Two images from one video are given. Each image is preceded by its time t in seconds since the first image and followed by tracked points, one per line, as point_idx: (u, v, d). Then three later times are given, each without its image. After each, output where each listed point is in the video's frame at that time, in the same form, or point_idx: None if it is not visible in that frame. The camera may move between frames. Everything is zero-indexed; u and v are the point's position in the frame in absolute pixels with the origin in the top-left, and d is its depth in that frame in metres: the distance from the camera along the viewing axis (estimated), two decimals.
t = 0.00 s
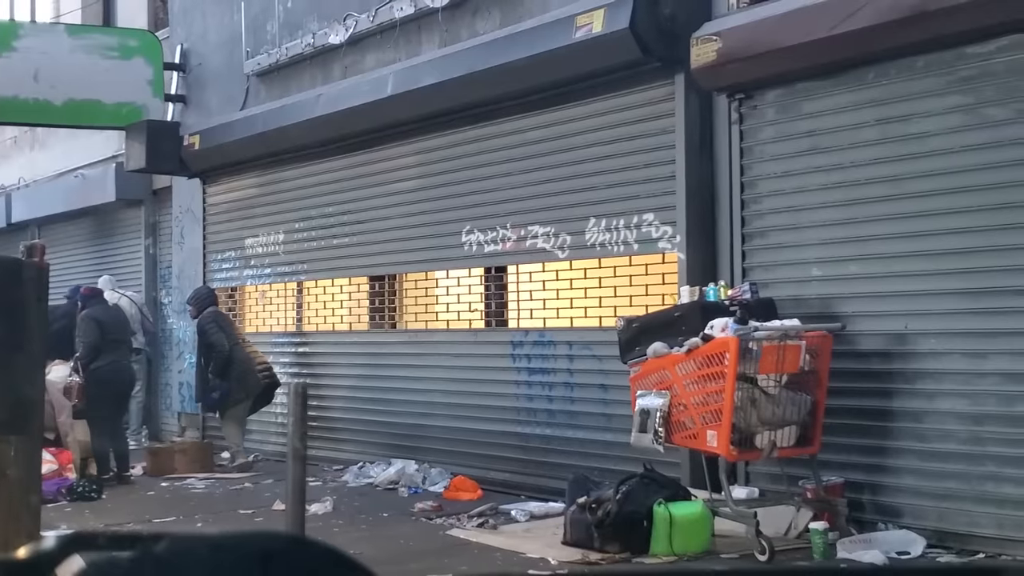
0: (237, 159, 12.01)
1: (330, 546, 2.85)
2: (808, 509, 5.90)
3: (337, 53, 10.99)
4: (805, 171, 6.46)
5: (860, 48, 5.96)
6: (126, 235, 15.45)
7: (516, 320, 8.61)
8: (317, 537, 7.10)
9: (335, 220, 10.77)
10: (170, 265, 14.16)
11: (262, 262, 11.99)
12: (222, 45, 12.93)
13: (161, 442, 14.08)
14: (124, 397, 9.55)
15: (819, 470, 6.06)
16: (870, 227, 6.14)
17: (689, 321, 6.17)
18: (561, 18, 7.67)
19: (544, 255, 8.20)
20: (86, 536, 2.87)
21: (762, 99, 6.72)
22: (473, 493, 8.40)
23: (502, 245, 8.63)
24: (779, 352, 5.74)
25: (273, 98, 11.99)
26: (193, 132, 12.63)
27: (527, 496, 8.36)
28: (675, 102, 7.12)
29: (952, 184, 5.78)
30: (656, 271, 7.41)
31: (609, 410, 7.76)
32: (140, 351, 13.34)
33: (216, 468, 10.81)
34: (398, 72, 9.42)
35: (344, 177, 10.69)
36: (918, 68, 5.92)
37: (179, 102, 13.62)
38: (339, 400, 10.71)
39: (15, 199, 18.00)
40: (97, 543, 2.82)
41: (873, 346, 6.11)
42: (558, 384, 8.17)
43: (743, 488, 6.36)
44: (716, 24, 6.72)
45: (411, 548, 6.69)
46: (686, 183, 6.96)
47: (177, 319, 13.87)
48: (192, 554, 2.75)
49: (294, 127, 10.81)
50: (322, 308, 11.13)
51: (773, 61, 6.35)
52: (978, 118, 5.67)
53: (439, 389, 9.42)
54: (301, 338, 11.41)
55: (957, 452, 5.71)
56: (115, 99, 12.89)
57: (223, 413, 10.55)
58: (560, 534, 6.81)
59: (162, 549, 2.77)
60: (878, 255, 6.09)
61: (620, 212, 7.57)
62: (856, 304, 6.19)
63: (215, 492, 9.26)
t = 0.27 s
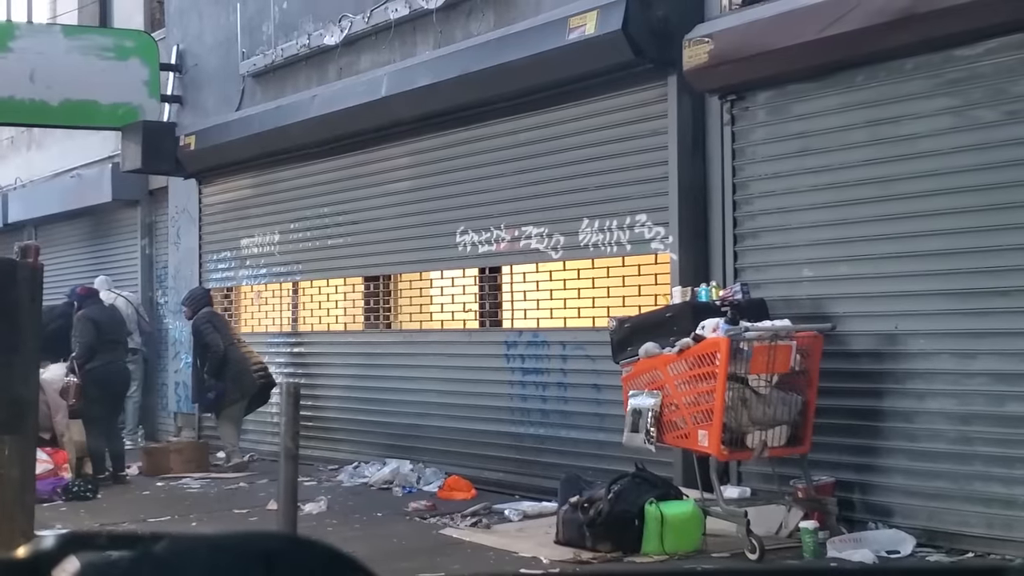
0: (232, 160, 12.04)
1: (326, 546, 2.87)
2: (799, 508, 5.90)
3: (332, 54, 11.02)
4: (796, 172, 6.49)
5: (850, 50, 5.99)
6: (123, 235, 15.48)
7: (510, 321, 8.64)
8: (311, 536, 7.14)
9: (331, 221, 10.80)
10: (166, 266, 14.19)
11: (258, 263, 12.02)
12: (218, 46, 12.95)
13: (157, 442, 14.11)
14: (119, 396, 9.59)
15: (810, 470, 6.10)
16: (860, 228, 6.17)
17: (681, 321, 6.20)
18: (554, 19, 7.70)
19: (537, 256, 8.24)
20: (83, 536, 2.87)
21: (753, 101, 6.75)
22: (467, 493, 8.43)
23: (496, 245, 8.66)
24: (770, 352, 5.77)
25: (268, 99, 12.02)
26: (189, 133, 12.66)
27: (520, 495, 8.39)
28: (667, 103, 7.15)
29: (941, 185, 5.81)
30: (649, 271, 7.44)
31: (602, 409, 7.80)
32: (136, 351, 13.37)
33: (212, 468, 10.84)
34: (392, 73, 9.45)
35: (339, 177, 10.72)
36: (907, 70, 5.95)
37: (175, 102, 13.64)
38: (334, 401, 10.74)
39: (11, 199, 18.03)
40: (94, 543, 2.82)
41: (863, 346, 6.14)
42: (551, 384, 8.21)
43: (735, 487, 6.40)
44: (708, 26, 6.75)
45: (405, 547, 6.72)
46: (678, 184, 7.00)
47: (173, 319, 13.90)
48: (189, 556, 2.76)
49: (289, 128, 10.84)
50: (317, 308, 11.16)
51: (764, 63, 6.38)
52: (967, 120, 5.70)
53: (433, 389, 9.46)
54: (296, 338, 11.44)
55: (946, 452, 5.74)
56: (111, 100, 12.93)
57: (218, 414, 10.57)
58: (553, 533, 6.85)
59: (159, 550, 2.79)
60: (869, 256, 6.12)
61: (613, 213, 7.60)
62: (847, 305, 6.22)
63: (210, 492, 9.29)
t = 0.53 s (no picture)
0: (229, 160, 12.05)
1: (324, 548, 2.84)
2: (793, 508, 5.93)
3: (328, 54, 11.04)
4: (791, 173, 6.51)
5: (845, 51, 6.01)
6: (120, 236, 15.49)
7: (506, 321, 8.66)
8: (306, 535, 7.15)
9: (328, 221, 10.82)
10: (164, 266, 14.20)
11: (254, 263, 12.04)
12: (215, 47, 12.97)
13: (153, 442, 14.12)
14: (116, 396, 9.60)
15: (804, 470, 6.12)
16: (854, 228, 6.19)
17: (676, 321, 6.21)
18: (550, 20, 7.72)
19: (533, 256, 8.26)
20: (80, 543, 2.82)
21: (748, 101, 6.77)
22: (463, 493, 8.44)
23: (492, 246, 8.67)
24: (764, 352, 5.80)
25: (265, 100, 12.04)
26: (186, 133, 12.67)
27: (516, 495, 8.41)
28: (663, 104, 7.16)
29: (935, 186, 5.83)
30: (644, 272, 7.46)
31: (597, 409, 7.82)
32: (134, 352, 13.39)
33: (208, 468, 10.85)
34: (389, 74, 9.47)
35: (335, 178, 10.74)
36: (902, 71, 5.97)
37: (172, 103, 13.66)
38: (331, 401, 10.75)
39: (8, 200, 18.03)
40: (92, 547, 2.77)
41: (857, 347, 6.16)
42: (547, 384, 8.22)
43: (729, 487, 6.41)
44: (703, 27, 6.77)
45: (401, 547, 6.74)
46: (673, 184, 7.02)
47: (170, 320, 13.91)
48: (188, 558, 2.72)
49: (286, 129, 10.86)
50: (314, 309, 11.17)
51: (759, 64, 6.40)
52: (961, 120, 5.72)
53: (429, 390, 9.48)
54: (293, 338, 11.46)
55: (940, 452, 5.76)
56: (108, 100, 12.93)
57: (215, 414, 10.59)
58: (548, 533, 6.86)
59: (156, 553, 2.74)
60: (863, 256, 6.14)
61: (608, 214, 7.62)
62: (841, 305, 6.24)
63: (207, 491, 9.30)
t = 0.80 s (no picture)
0: (227, 160, 12.05)
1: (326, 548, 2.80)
2: (792, 508, 5.93)
3: (327, 55, 11.04)
4: (789, 173, 6.51)
5: (843, 51, 6.01)
6: (118, 237, 15.48)
7: (505, 321, 8.66)
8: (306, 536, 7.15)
9: (326, 221, 10.82)
10: (162, 266, 14.20)
11: (253, 263, 12.04)
12: (213, 47, 12.97)
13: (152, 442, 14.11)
14: (115, 397, 9.59)
15: (803, 470, 6.12)
16: (853, 228, 6.19)
17: (674, 322, 6.21)
18: (548, 20, 7.72)
19: (532, 257, 8.26)
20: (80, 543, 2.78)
21: (747, 101, 6.77)
22: (462, 493, 8.44)
23: (491, 246, 8.67)
24: (762, 352, 5.80)
25: (264, 100, 12.03)
26: (185, 134, 12.67)
27: (515, 495, 8.41)
28: (661, 104, 7.16)
29: (933, 186, 5.83)
30: (643, 272, 7.46)
31: (596, 410, 7.82)
32: (132, 352, 13.38)
33: (207, 469, 10.85)
34: (387, 74, 9.47)
35: (333, 178, 10.74)
36: (901, 71, 5.97)
37: (171, 103, 13.66)
38: (330, 401, 10.75)
39: (7, 200, 18.02)
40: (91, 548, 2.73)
41: (856, 347, 6.16)
42: (546, 384, 8.22)
43: (728, 487, 6.41)
44: (702, 27, 6.77)
45: (400, 547, 6.74)
46: (671, 184, 7.02)
47: (169, 320, 13.91)
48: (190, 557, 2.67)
49: (284, 129, 10.85)
50: (312, 309, 11.17)
51: (758, 64, 6.40)
52: (959, 120, 5.72)
53: (428, 391, 9.48)
54: (291, 339, 11.46)
55: (939, 452, 5.76)
56: (107, 100, 12.93)
57: (214, 414, 10.59)
58: (547, 533, 6.86)
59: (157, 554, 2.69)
60: (861, 257, 6.14)
61: (607, 214, 7.62)
62: (840, 305, 6.24)
63: (206, 491, 9.30)
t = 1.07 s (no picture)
0: (228, 160, 12.02)
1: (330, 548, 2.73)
2: (796, 509, 5.90)
3: (328, 54, 11.01)
4: (793, 172, 6.48)
5: (847, 50, 5.98)
6: (118, 237, 15.46)
7: (506, 321, 8.64)
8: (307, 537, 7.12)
9: (327, 221, 10.80)
10: (162, 266, 14.18)
11: (253, 263, 12.01)
12: (214, 47, 12.94)
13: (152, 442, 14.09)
14: (115, 397, 9.56)
15: (807, 471, 6.09)
16: (857, 228, 6.17)
17: (678, 321, 6.18)
18: (550, 20, 7.69)
19: (533, 256, 8.23)
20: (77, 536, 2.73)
21: (750, 100, 6.74)
22: (464, 493, 8.41)
23: (493, 246, 8.65)
24: (767, 352, 5.77)
25: (264, 99, 12.01)
26: (185, 133, 12.64)
27: (517, 495, 8.38)
28: (664, 104, 7.13)
29: (937, 185, 5.81)
30: (645, 272, 7.44)
31: (598, 410, 7.79)
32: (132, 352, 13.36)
33: (207, 469, 10.83)
34: (389, 73, 9.43)
35: (334, 178, 10.71)
36: (905, 70, 5.94)
37: (171, 103, 13.63)
38: (331, 401, 10.73)
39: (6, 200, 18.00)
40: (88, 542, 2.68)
41: (860, 347, 6.13)
42: (548, 384, 8.20)
43: (732, 488, 6.39)
44: (705, 26, 6.75)
45: (402, 547, 6.71)
46: (674, 184, 6.99)
47: (169, 320, 13.88)
48: (187, 553, 2.61)
49: (285, 129, 10.82)
50: (313, 309, 11.15)
51: (761, 63, 6.38)
52: (963, 120, 5.70)
53: (429, 391, 9.46)
54: (292, 339, 11.44)
55: (943, 452, 5.73)
56: (107, 100, 12.91)
57: (215, 414, 10.57)
58: (550, 533, 6.84)
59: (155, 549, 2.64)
60: (866, 256, 6.12)
61: (609, 214, 7.59)
62: (844, 305, 6.21)
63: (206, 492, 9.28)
